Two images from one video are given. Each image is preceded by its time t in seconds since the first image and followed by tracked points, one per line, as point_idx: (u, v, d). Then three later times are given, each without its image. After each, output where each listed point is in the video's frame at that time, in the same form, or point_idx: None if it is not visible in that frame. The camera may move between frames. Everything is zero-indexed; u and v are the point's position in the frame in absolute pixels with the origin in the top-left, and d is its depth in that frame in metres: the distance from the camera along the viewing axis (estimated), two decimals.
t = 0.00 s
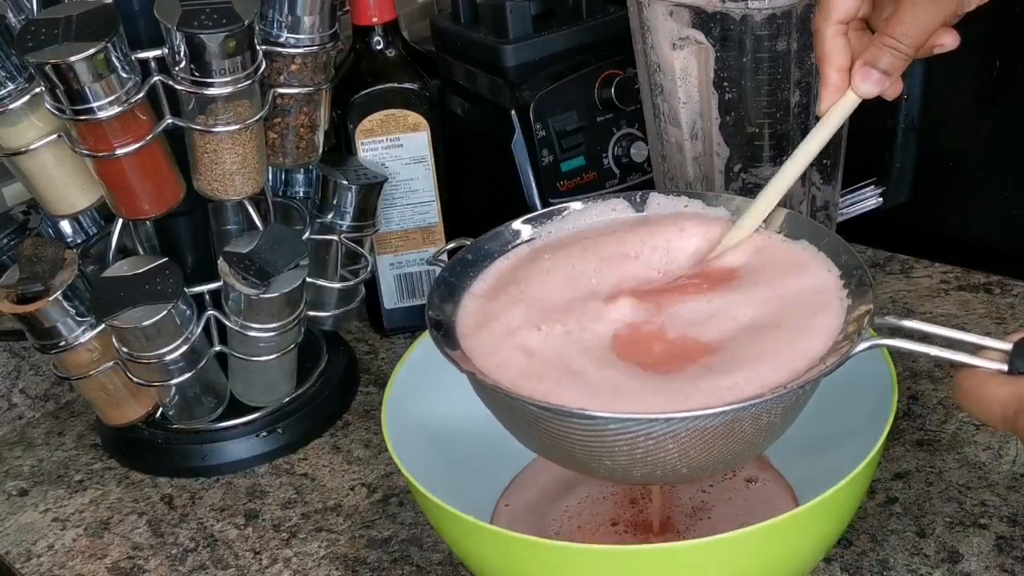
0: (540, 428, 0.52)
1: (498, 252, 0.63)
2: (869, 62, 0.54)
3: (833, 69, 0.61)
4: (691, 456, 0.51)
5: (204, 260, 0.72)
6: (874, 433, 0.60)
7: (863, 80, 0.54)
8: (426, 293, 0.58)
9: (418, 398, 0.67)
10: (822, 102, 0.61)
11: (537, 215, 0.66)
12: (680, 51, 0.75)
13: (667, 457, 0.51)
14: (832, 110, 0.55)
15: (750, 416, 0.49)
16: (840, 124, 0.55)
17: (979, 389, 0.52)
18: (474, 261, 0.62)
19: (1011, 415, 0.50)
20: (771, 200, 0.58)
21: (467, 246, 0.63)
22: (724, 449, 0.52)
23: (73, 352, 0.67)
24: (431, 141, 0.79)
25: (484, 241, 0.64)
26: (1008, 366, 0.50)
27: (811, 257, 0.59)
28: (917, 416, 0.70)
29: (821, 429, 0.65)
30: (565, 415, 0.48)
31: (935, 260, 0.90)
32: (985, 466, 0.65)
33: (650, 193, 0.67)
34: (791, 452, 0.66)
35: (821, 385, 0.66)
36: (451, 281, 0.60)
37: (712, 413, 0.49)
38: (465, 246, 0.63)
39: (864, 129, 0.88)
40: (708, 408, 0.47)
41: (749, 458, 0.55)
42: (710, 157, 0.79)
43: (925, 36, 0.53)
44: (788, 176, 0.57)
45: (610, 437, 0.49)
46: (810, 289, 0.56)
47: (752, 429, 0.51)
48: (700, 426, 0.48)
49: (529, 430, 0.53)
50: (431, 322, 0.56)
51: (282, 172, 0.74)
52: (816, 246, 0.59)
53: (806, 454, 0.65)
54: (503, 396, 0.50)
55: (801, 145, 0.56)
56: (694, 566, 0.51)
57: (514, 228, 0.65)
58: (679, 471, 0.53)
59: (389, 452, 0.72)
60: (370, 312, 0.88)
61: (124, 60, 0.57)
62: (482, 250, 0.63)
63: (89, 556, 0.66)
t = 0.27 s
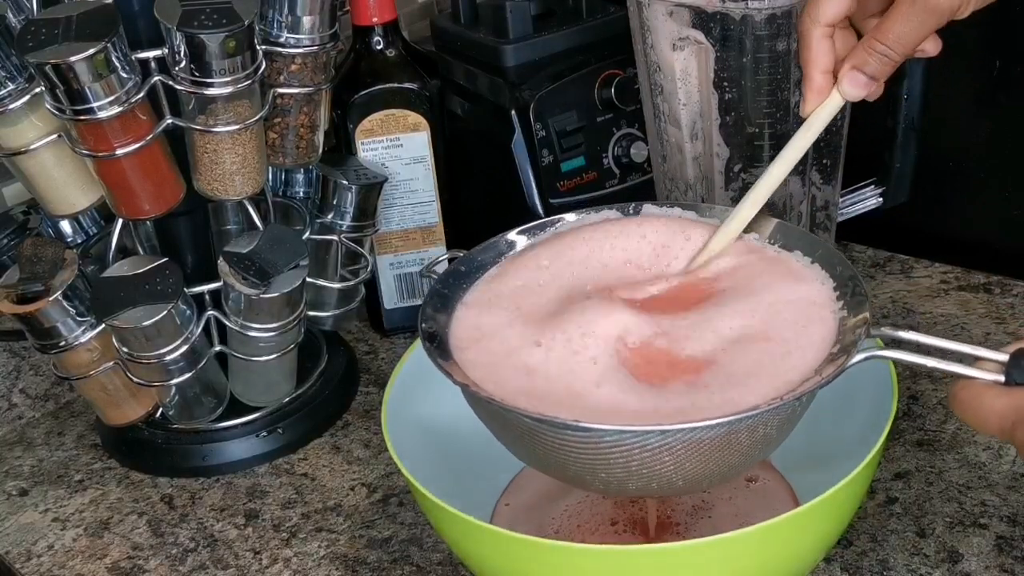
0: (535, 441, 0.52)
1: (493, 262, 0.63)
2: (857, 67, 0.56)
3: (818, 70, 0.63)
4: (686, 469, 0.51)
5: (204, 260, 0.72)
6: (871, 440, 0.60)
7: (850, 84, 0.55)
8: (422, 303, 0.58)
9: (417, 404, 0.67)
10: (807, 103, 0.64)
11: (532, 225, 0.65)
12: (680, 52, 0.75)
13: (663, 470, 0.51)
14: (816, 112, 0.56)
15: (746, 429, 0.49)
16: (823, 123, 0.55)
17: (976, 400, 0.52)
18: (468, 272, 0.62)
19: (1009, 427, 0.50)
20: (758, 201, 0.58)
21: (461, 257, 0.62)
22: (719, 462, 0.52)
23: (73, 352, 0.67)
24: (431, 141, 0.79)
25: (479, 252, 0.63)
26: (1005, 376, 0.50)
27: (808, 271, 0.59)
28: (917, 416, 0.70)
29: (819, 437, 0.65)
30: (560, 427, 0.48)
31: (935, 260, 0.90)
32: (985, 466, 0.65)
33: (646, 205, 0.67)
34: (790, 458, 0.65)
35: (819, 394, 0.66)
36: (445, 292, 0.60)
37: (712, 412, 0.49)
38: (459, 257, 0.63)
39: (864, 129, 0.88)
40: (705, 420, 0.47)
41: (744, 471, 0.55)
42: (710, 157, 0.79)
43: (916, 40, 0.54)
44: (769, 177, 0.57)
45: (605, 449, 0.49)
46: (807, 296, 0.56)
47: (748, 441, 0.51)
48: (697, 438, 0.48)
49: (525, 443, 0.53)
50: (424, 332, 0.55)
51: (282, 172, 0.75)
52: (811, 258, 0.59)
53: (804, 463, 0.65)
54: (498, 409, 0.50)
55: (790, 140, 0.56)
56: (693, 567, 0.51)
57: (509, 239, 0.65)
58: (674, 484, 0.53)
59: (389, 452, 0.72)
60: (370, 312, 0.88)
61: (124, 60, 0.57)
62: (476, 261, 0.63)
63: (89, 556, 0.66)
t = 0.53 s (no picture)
0: (532, 440, 0.52)
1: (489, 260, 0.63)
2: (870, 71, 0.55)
3: (832, 71, 0.62)
4: (682, 469, 0.51)
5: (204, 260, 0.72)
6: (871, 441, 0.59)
7: (862, 87, 0.56)
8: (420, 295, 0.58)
9: (416, 403, 0.67)
10: (822, 105, 0.62)
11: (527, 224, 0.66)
12: (680, 52, 0.75)
13: (659, 470, 0.51)
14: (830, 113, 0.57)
15: (742, 430, 0.49)
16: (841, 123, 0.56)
17: (974, 405, 0.52)
18: (464, 269, 0.62)
19: (1007, 431, 0.50)
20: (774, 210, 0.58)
21: (458, 253, 0.62)
22: (715, 463, 0.52)
23: (73, 352, 0.67)
24: (431, 141, 0.79)
25: (476, 249, 0.63)
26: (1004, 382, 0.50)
27: (805, 273, 0.59)
28: (917, 416, 0.70)
29: (817, 439, 0.65)
30: (556, 426, 0.48)
31: (935, 260, 0.90)
32: (985, 466, 0.65)
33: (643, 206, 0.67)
34: (788, 460, 0.65)
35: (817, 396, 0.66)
36: (441, 288, 0.60)
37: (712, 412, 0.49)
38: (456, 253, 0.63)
39: (864, 129, 0.88)
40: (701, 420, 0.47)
41: (741, 471, 0.55)
42: (709, 157, 0.79)
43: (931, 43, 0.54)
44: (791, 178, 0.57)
45: (601, 449, 0.49)
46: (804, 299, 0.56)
47: (745, 443, 0.51)
48: (692, 439, 0.48)
49: (521, 442, 0.53)
50: (420, 328, 0.55)
51: (282, 172, 0.75)
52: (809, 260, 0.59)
53: (803, 465, 0.64)
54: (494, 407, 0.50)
55: (806, 145, 0.57)
56: (693, 567, 0.51)
57: (506, 236, 0.65)
58: (670, 484, 0.53)
59: (389, 452, 0.72)
60: (370, 312, 0.88)
61: (125, 60, 0.57)
62: (473, 257, 0.63)
63: (89, 556, 0.66)
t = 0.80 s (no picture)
0: (532, 424, 0.52)
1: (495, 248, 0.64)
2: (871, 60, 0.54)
3: (822, 49, 0.61)
4: (683, 455, 0.51)
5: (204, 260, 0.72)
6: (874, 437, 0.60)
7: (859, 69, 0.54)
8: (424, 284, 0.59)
9: (418, 394, 0.67)
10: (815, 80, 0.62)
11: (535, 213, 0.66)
12: (681, 51, 0.75)
13: (659, 455, 0.51)
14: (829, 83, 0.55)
15: (743, 417, 0.49)
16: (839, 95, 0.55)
17: (974, 396, 0.51)
18: (470, 257, 0.62)
19: (1008, 421, 0.49)
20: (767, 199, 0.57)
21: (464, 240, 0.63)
22: (715, 450, 0.52)
23: (73, 352, 0.67)
24: (431, 141, 0.79)
25: (482, 237, 0.64)
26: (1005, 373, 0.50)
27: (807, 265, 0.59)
28: (917, 416, 0.70)
29: (819, 431, 0.65)
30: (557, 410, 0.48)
31: (936, 260, 0.90)
32: (985, 466, 0.65)
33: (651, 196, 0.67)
34: (790, 453, 0.66)
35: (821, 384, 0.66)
36: (447, 275, 0.60)
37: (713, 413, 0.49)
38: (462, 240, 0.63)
39: (864, 129, 0.88)
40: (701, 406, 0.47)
41: (743, 459, 0.55)
42: (709, 157, 0.79)
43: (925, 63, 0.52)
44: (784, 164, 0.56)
45: (602, 434, 0.49)
46: (806, 291, 0.56)
47: (745, 430, 0.51)
48: (692, 425, 0.48)
49: (522, 425, 0.53)
50: (424, 313, 0.56)
51: (282, 171, 0.75)
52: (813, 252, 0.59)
53: (804, 458, 0.65)
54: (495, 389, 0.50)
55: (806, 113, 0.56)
56: (693, 567, 0.51)
57: (512, 224, 0.65)
58: (670, 471, 0.53)
59: (389, 452, 0.72)
60: (370, 312, 0.88)
61: (124, 60, 0.57)
62: (479, 246, 0.63)
63: (89, 556, 0.66)
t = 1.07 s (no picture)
0: (539, 424, 0.52)
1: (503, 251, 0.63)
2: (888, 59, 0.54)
3: (844, 54, 0.61)
4: (690, 456, 0.51)
5: (204, 260, 0.72)
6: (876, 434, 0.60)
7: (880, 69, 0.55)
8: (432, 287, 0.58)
9: (421, 395, 0.67)
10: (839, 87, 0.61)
11: (544, 215, 0.65)
12: (681, 51, 0.75)
13: (666, 457, 0.51)
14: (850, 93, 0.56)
15: (750, 418, 0.49)
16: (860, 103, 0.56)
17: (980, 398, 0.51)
18: (479, 259, 0.62)
19: (1012, 423, 0.49)
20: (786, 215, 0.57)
21: (474, 243, 0.62)
22: (722, 451, 0.52)
23: (73, 352, 0.67)
24: (431, 141, 0.79)
25: (491, 239, 0.63)
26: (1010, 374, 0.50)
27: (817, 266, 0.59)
28: (917, 416, 0.70)
29: (821, 432, 0.65)
30: (565, 411, 0.48)
31: (936, 260, 0.90)
32: (985, 466, 0.65)
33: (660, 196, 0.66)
34: (795, 455, 0.66)
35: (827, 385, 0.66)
36: (457, 277, 0.60)
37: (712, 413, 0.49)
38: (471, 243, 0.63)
39: (864, 129, 0.88)
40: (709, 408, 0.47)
41: (749, 458, 0.55)
42: (709, 157, 0.79)
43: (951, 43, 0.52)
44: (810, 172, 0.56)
45: (609, 435, 0.49)
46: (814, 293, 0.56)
47: (752, 432, 0.51)
48: (701, 426, 0.48)
49: (530, 426, 0.53)
50: (433, 315, 0.56)
51: (282, 171, 0.75)
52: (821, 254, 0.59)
53: (809, 460, 0.65)
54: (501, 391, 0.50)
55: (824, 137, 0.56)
56: (693, 567, 0.51)
57: (521, 227, 0.64)
58: (677, 472, 0.53)
59: (389, 452, 0.72)
60: (370, 312, 0.88)
61: (124, 60, 0.57)
62: (488, 248, 0.63)
63: (89, 556, 0.66)
